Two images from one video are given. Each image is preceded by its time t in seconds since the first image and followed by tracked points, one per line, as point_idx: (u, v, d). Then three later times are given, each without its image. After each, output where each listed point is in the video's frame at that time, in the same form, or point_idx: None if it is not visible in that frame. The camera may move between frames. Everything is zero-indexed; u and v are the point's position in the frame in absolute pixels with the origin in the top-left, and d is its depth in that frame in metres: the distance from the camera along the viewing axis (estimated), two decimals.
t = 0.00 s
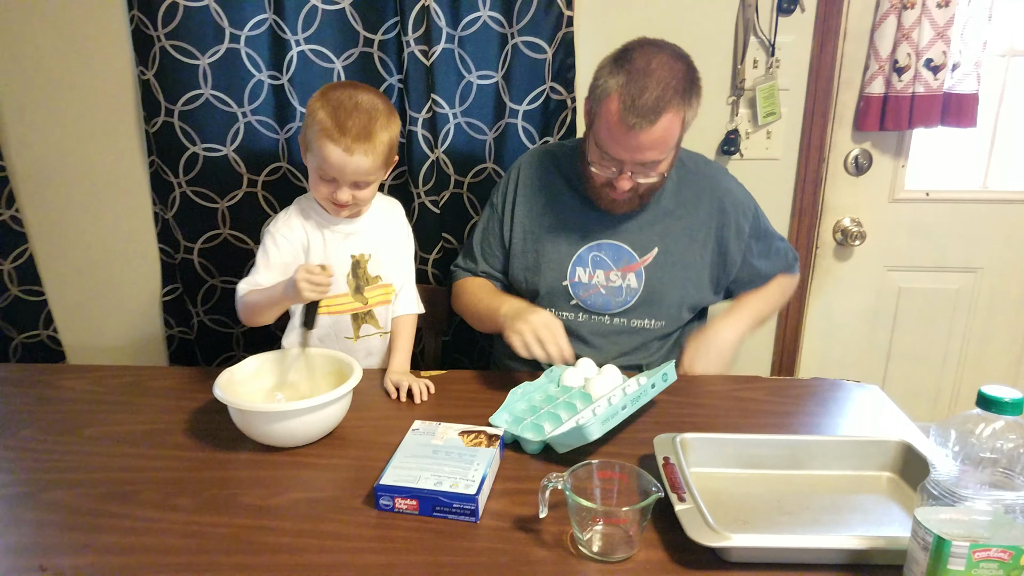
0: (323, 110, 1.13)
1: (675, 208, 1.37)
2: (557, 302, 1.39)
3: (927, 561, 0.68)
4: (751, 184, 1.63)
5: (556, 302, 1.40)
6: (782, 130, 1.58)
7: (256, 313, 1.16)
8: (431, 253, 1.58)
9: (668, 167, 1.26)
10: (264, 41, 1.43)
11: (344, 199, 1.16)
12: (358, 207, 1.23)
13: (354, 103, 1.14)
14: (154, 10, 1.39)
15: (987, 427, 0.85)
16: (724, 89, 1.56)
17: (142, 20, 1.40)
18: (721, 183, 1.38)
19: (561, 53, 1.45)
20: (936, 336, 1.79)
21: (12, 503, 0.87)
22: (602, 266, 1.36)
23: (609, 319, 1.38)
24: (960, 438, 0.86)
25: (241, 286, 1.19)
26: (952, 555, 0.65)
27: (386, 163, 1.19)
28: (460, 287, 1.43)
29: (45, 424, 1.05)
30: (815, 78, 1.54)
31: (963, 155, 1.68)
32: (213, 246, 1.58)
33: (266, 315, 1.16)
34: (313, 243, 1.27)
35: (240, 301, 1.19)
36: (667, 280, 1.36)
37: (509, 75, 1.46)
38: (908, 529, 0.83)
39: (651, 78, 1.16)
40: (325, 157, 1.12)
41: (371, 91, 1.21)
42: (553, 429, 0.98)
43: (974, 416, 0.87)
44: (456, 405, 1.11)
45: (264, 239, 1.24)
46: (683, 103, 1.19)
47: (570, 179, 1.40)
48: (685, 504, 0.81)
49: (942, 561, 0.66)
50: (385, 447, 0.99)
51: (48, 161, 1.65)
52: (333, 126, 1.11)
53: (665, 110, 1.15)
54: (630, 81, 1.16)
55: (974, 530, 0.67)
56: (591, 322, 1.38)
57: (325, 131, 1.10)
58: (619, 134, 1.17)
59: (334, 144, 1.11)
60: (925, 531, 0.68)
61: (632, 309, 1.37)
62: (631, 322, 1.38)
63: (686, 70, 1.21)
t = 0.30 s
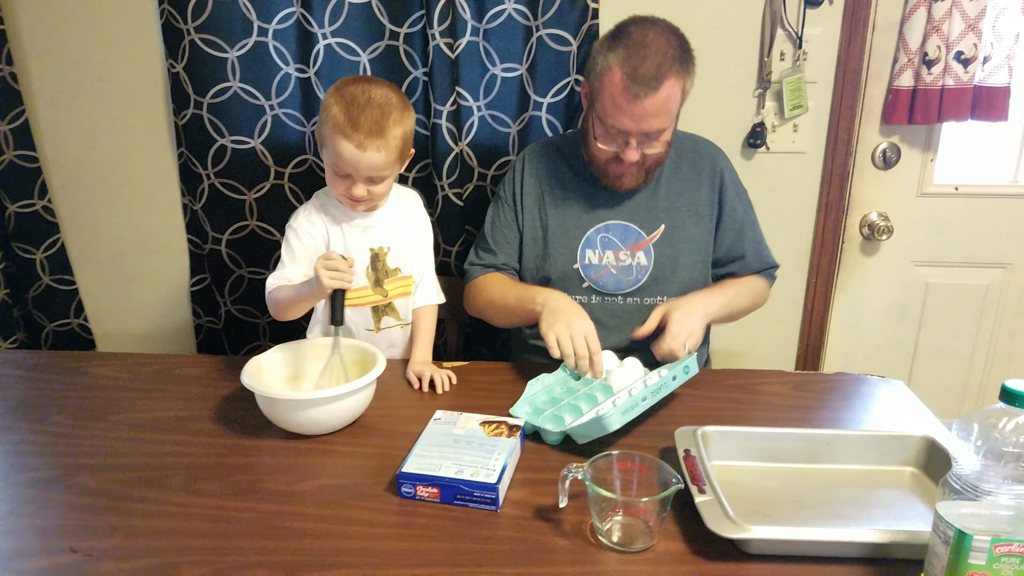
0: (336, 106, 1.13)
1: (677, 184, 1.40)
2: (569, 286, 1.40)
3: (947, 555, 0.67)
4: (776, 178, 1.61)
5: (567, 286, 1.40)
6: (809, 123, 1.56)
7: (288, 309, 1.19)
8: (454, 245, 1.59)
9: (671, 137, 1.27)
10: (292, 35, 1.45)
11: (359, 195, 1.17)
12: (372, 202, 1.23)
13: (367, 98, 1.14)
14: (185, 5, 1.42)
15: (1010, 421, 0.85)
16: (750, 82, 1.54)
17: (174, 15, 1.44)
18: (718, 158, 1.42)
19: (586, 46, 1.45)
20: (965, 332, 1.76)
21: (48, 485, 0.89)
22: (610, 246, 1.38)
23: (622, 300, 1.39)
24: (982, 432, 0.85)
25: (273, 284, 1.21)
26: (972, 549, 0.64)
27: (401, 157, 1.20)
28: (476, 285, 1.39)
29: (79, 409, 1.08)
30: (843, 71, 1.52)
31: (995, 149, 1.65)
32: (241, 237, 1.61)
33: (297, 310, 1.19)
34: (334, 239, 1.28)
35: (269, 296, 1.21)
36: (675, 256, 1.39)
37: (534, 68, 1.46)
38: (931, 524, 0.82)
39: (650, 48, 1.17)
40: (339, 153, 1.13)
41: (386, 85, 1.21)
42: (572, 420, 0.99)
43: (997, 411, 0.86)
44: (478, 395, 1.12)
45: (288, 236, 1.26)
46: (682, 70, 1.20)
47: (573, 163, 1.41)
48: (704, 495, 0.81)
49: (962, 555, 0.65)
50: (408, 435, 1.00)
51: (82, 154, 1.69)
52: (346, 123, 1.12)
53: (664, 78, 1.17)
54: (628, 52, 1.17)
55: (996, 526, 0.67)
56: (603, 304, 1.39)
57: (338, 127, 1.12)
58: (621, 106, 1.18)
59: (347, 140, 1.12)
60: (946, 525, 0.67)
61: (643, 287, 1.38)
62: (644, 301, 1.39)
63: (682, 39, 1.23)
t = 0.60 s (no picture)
0: (331, 106, 1.13)
1: (672, 171, 1.39)
2: (568, 275, 1.40)
3: (950, 546, 0.68)
4: (783, 173, 1.61)
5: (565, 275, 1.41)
6: (817, 118, 1.56)
7: (269, 301, 1.18)
8: (463, 239, 1.59)
9: (622, 100, 1.26)
10: (303, 28, 1.45)
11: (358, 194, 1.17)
12: (372, 198, 1.24)
13: (363, 97, 1.13)
14: None
15: (1012, 414, 0.85)
16: (759, 76, 1.55)
17: (185, 7, 1.45)
18: (713, 146, 1.41)
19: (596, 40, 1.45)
20: (971, 328, 1.77)
21: (61, 475, 0.90)
22: (606, 235, 1.38)
23: (618, 289, 1.39)
24: (985, 425, 0.86)
25: (256, 275, 1.21)
26: (974, 540, 0.65)
27: (399, 154, 1.20)
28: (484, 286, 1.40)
29: (90, 399, 1.09)
30: (851, 66, 1.52)
31: (1003, 145, 1.65)
32: (250, 230, 1.61)
33: (277, 301, 1.18)
34: (328, 235, 1.29)
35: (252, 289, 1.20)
36: (670, 244, 1.38)
37: (544, 62, 1.46)
38: (934, 517, 0.83)
39: (582, 9, 1.21)
40: (336, 154, 1.13)
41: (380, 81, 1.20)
42: (564, 409, 1.01)
43: (1000, 404, 0.87)
44: (487, 388, 1.12)
45: (281, 231, 1.27)
46: (619, 27, 1.20)
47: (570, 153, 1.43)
48: (710, 487, 0.81)
49: (965, 546, 0.66)
50: (417, 427, 1.01)
51: (91, 146, 1.69)
52: (342, 123, 1.11)
53: (592, 33, 1.19)
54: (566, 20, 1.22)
55: (998, 517, 0.68)
56: (601, 294, 1.40)
57: (334, 129, 1.11)
58: (557, 66, 1.22)
59: (344, 142, 1.11)
60: (948, 516, 0.68)
61: (638, 276, 1.38)
62: (641, 290, 1.39)
63: None
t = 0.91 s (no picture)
0: (327, 122, 1.09)
1: (665, 171, 1.39)
2: (568, 285, 1.40)
3: (965, 552, 0.67)
4: (789, 176, 1.61)
5: (566, 285, 1.40)
6: (822, 121, 1.56)
7: (280, 315, 1.16)
8: (470, 244, 1.59)
9: (591, 96, 1.30)
10: (308, 37, 1.46)
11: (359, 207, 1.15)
12: (372, 208, 1.21)
13: (359, 110, 1.09)
14: (202, 8, 1.43)
15: None
16: (763, 80, 1.55)
17: (192, 18, 1.45)
18: (703, 144, 1.41)
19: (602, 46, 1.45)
20: (980, 328, 1.76)
21: (70, 485, 0.90)
22: (602, 242, 1.38)
23: (620, 295, 1.39)
24: (997, 428, 0.86)
25: (263, 288, 1.18)
26: (990, 546, 0.64)
27: (398, 163, 1.16)
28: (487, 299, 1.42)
29: (100, 409, 1.09)
30: (855, 68, 1.51)
31: (1009, 145, 1.64)
32: (258, 238, 1.62)
33: (289, 315, 1.16)
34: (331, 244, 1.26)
35: (258, 303, 1.18)
36: (668, 246, 1.37)
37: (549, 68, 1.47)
38: (948, 521, 0.82)
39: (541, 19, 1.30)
40: (334, 169, 1.10)
41: (375, 90, 1.16)
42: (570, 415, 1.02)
43: (1013, 406, 0.86)
44: (495, 394, 1.12)
45: (283, 242, 1.24)
46: (577, 27, 1.27)
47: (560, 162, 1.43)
48: (722, 493, 0.81)
49: (981, 552, 0.65)
50: (426, 434, 1.01)
51: (101, 155, 1.70)
52: (340, 139, 1.08)
53: (551, 36, 1.26)
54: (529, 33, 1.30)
55: (1014, 521, 0.67)
56: (602, 301, 1.39)
57: (332, 145, 1.08)
58: (523, 72, 1.29)
59: (343, 158, 1.08)
60: (963, 521, 0.68)
61: (638, 280, 1.38)
62: (642, 294, 1.38)
63: (584, 8, 1.30)
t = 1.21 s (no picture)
0: (321, 141, 1.05)
1: (666, 178, 1.39)
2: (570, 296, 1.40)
3: (974, 561, 0.67)
4: (794, 184, 1.61)
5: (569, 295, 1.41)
6: (828, 129, 1.56)
7: (290, 329, 1.13)
8: (475, 251, 1.60)
9: (593, 100, 1.29)
10: (316, 45, 1.47)
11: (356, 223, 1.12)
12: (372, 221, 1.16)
13: (353, 130, 1.05)
14: (210, 16, 1.44)
15: None
16: (768, 88, 1.55)
17: (199, 25, 1.46)
18: (705, 151, 1.41)
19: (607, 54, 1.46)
20: (986, 336, 1.75)
21: (76, 491, 0.90)
22: (604, 252, 1.38)
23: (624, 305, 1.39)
24: (1006, 437, 0.84)
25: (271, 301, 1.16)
26: (997, 554, 0.64)
27: (396, 179, 1.12)
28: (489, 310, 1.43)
29: (105, 415, 1.09)
30: (861, 76, 1.52)
31: (1015, 153, 1.64)
32: (264, 244, 1.62)
33: (299, 328, 1.13)
34: (334, 254, 1.26)
35: (263, 313, 1.16)
36: (670, 254, 1.37)
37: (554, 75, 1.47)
38: (956, 530, 0.82)
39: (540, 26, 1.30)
40: (329, 190, 1.06)
41: (372, 105, 1.12)
42: (576, 422, 1.02)
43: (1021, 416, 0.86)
44: (500, 401, 1.12)
45: (285, 252, 1.23)
46: (577, 32, 1.27)
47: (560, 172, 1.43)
48: (729, 501, 0.80)
49: (988, 561, 0.65)
50: (431, 441, 1.01)
51: (108, 162, 1.71)
52: (332, 161, 1.04)
53: (550, 41, 1.26)
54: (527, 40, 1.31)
55: (1022, 529, 0.66)
56: (605, 310, 1.39)
57: (326, 167, 1.04)
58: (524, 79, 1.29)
59: (336, 180, 1.05)
60: (971, 530, 0.67)
61: (641, 288, 1.38)
62: (645, 303, 1.38)
63: (582, 15, 1.31)
